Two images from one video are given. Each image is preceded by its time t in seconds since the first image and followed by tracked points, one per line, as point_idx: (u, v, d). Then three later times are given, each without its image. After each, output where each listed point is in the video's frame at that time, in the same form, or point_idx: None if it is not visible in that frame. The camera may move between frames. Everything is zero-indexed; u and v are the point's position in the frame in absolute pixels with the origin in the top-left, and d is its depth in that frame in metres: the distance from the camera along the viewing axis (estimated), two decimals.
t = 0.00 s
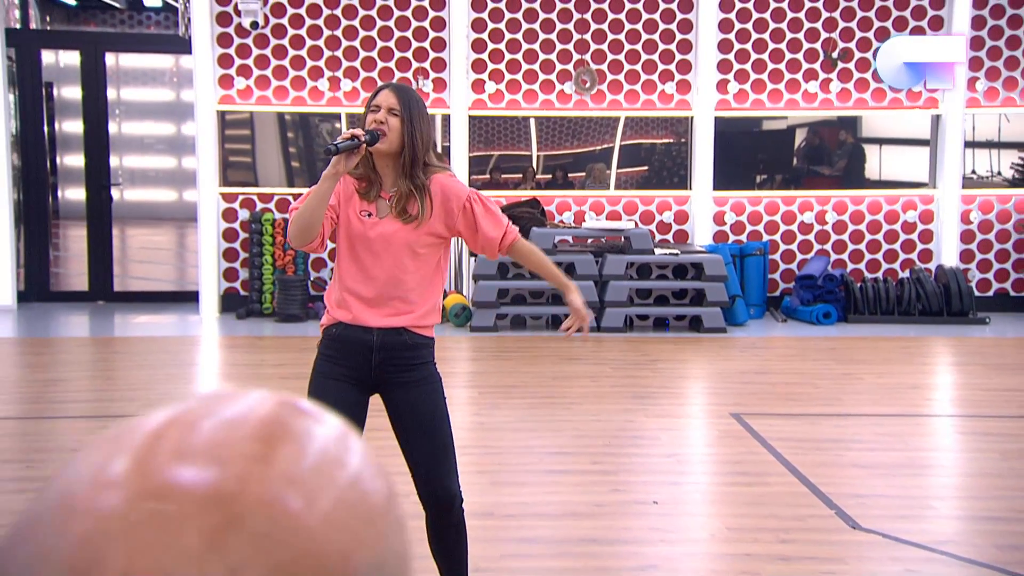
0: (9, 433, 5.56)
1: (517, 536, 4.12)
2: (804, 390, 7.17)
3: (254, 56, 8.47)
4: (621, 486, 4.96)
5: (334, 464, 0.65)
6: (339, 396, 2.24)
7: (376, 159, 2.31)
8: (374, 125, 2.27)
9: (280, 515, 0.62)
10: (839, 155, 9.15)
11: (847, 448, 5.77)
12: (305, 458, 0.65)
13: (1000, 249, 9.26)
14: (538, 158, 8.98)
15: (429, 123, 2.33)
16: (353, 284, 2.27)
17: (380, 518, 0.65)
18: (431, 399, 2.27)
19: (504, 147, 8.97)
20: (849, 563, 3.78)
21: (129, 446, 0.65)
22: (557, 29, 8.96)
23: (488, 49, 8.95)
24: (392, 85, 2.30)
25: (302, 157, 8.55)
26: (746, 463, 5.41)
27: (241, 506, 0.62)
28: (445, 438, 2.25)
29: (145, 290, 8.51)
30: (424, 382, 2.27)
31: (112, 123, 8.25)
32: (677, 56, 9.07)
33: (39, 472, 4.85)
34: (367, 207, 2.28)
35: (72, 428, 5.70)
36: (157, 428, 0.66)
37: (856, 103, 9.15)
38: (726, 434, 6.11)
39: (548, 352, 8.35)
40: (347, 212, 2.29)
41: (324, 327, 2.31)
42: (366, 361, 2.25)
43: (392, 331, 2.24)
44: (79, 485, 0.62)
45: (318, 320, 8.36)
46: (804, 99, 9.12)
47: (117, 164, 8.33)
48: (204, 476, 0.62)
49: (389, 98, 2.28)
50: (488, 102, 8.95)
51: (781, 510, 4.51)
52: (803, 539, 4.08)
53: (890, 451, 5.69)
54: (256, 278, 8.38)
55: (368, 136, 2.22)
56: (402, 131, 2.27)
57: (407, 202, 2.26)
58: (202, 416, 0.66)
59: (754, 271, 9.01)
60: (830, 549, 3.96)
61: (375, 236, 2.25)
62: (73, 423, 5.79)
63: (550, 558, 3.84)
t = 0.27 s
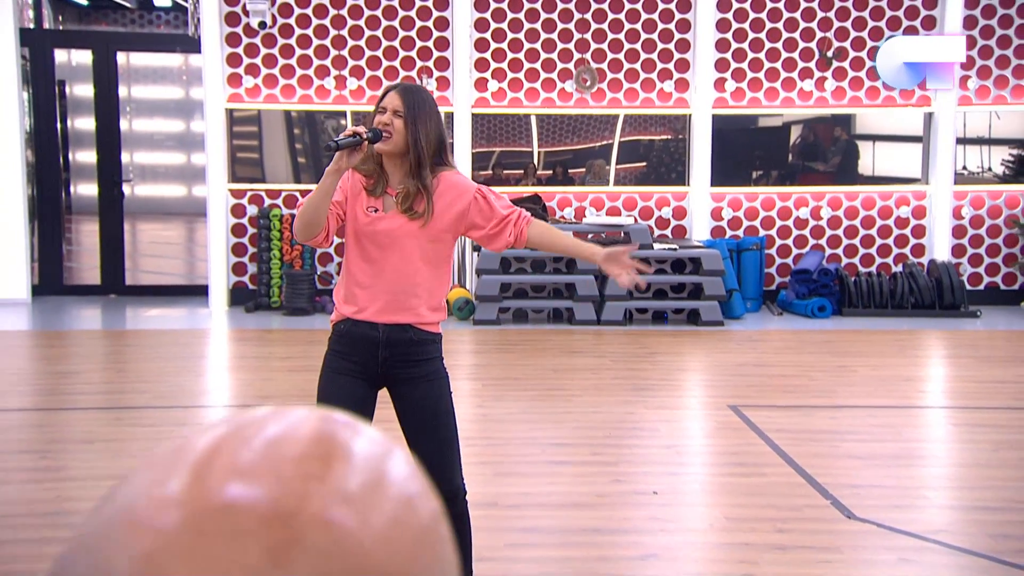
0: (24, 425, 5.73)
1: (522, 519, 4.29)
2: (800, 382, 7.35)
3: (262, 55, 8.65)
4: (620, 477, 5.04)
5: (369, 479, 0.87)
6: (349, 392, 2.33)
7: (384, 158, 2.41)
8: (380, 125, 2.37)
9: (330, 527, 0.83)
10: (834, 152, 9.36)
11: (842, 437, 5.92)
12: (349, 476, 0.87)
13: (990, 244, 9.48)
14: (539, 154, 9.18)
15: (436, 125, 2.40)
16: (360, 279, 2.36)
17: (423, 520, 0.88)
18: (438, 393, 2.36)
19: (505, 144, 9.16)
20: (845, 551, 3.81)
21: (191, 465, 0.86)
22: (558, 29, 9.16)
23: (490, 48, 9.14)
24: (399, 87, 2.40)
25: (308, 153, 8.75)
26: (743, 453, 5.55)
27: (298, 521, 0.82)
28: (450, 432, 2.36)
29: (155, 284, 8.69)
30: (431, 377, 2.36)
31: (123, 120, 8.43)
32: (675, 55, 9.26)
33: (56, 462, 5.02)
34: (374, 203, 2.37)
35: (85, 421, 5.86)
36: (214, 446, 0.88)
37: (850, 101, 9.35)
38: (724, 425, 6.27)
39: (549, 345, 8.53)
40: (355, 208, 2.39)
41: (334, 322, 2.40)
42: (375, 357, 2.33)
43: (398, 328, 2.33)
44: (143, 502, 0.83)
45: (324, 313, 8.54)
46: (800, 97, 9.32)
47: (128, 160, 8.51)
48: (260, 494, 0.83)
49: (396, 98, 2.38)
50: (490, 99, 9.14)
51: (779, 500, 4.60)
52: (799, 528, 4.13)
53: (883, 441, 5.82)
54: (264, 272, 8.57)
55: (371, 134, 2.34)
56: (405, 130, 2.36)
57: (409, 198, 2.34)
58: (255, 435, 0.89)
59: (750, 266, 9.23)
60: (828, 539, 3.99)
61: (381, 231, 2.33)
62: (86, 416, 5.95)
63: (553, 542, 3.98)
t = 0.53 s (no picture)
0: (39, 414, 5.91)
1: (523, 504, 4.46)
2: (795, 372, 7.54)
3: (269, 53, 8.83)
4: (619, 465, 5.21)
5: (416, 485, 0.63)
6: (356, 383, 2.47)
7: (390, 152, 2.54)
8: (389, 120, 2.50)
9: (371, 542, 0.58)
10: (827, 147, 9.58)
11: (835, 427, 6.09)
12: (390, 483, 0.62)
13: (979, 236, 9.71)
14: (539, 149, 9.39)
15: (445, 121, 2.53)
16: (366, 271, 2.49)
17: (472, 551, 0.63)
18: (443, 383, 2.49)
19: (506, 138, 9.36)
20: (839, 537, 3.97)
21: (203, 468, 0.60)
22: (557, 27, 9.36)
23: (491, 45, 9.33)
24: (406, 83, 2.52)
25: (313, 148, 8.94)
26: (740, 442, 5.73)
27: (334, 538, 0.58)
28: (454, 420, 2.48)
29: (164, 276, 8.91)
30: (435, 368, 2.49)
31: (132, 115, 8.63)
32: (673, 52, 9.46)
33: (72, 451, 5.19)
34: (380, 198, 2.51)
35: (98, 411, 6.04)
36: (229, 447, 0.62)
37: (844, 97, 9.56)
38: (722, 414, 6.46)
39: (549, 336, 8.72)
40: (361, 202, 2.52)
41: (340, 316, 2.53)
42: (382, 349, 2.47)
43: (404, 321, 2.46)
44: (156, 513, 0.58)
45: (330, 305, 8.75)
46: (795, 93, 9.53)
47: (137, 155, 8.72)
48: (289, 501, 0.58)
49: (404, 94, 2.50)
50: (491, 96, 9.32)
51: (774, 488, 4.74)
52: (795, 515, 4.29)
53: (874, 430, 5.99)
54: (271, 265, 8.74)
55: (378, 128, 2.46)
56: (412, 125, 2.48)
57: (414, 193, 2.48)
58: (274, 439, 0.63)
59: (746, 259, 9.45)
60: (823, 525, 4.15)
61: (387, 225, 2.48)
62: (99, 406, 6.12)
63: (554, 527, 4.14)
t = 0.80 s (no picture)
0: (47, 404, 6.04)
1: (521, 489, 4.55)
2: (789, 363, 7.69)
3: (273, 50, 8.99)
4: (619, 455, 5.22)
5: (415, 490, 0.69)
6: (364, 375, 2.54)
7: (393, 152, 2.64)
8: (394, 122, 2.61)
9: (373, 544, 0.65)
10: (820, 142, 9.76)
11: (828, 416, 6.15)
12: (392, 487, 0.68)
13: (970, 230, 9.91)
14: (538, 144, 9.55)
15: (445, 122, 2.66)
16: (373, 266, 2.57)
17: (465, 548, 0.69)
18: (449, 374, 2.58)
19: (505, 134, 9.51)
20: (832, 526, 3.95)
21: (219, 475, 0.67)
22: (557, 24, 9.51)
23: (492, 42, 9.48)
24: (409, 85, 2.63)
25: (317, 142, 9.07)
26: (735, 429, 5.88)
27: (339, 543, 0.64)
28: (459, 410, 2.56)
29: (170, 269, 9.09)
30: (441, 360, 2.58)
31: (139, 111, 8.81)
32: (670, 48, 9.62)
33: (78, 440, 5.31)
34: (385, 195, 2.61)
35: (105, 401, 6.17)
36: (246, 454, 0.69)
37: (837, 93, 9.73)
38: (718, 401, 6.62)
39: (548, 328, 8.88)
40: (366, 200, 2.61)
41: (347, 311, 2.60)
42: (390, 342, 2.54)
43: (413, 313, 2.54)
44: (178, 517, 0.66)
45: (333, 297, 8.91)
46: (789, 89, 9.71)
47: (144, 150, 8.89)
48: (298, 508, 0.65)
49: (408, 96, 2.61)
50: (491, 92, 9.48)
51: (767, 478, 4.71)
52: (790, 504, 4.26)
53: (868, 420, 6.03)
54: (275, 257, 8.90)
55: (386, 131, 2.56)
56: (418, 126, 2.60)
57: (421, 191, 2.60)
58: (286, 446, 0.70)
59: (741, 252, 9.64)
60: (816, 514, 4.13)
61: (394, 222, 2.58)
62: (106, 396, 6.26)
63: (552, 509, 4.23)
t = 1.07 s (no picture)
0: (60, 396, 6.20)
1: (523, 478, 4.69)
2: (784, 355, 7.87)
3: (278, 48, 9.18)
4: (618, 443, 5.43)
5: (434, 490, 0.62)
6: (371, 366, 2.68)
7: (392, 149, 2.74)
8: (392, 120, 2.71)
9: (392, 553, 0.57)
10: (814, 138, 9.98)
11: (822, 406, 6.38)
12: (410, 492, 0.61)
13: (960, 225, 10.13)
14: (538, 140, 9.75)
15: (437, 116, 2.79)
16: (381, 262, 2.68)
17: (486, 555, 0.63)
18: (451, 365, 2.72)
19: (505, 131, 9.71)
20: (825, 515, 4.08)
21: (225, 480, 0.60)
22: (556, 23, 9.72)
23: (493, 42, 9.68)
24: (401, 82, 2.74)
25: (321, 138, 9.26)
26: (731, 419, 6.05)
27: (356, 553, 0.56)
28: (460, 400, 2.71)
29: (179, 263, 9.30)
30: (444, 351, 2.71)
31: (148, 108, 9.01)
32: (667, 47, 9.83)
33: (89, 431, 5.46)
34: (388, 192, 2.71)
35: (117, 393, 6.34)
36: (254, 459, 0.62)
37: (831, 91, 9.95)
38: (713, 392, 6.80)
39: (548, 321, 9.07)
40: (370, 199, 2.71)
41: (353, 304, 2.72)
42: (396, 334, 2.68)
43: (418, 306, 2.67)
44: (183, 525, 0.58)
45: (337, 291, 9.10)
46: (783, 87, 9.92)
47: (152, 146, 9.09)
48: (311, 513, 0.57)
49: (401, 93, 2.72)
50: (492, 90, 9.68)
51: (762, 468, 4.87)
52: (785, 494, 4.40)
53: (862, 410, 6.19)
54: (281, 252, 9.10)
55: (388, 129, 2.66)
56: (415, 121, 2.72)
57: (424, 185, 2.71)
58: (296, 450, 0.62)
59: (737, 246, 9.83)
60: (810, 502, 4.29)
61: (399, 217, 2.68)
62: (116, 388, 6.42)
63: (552, 497, 4.38)
